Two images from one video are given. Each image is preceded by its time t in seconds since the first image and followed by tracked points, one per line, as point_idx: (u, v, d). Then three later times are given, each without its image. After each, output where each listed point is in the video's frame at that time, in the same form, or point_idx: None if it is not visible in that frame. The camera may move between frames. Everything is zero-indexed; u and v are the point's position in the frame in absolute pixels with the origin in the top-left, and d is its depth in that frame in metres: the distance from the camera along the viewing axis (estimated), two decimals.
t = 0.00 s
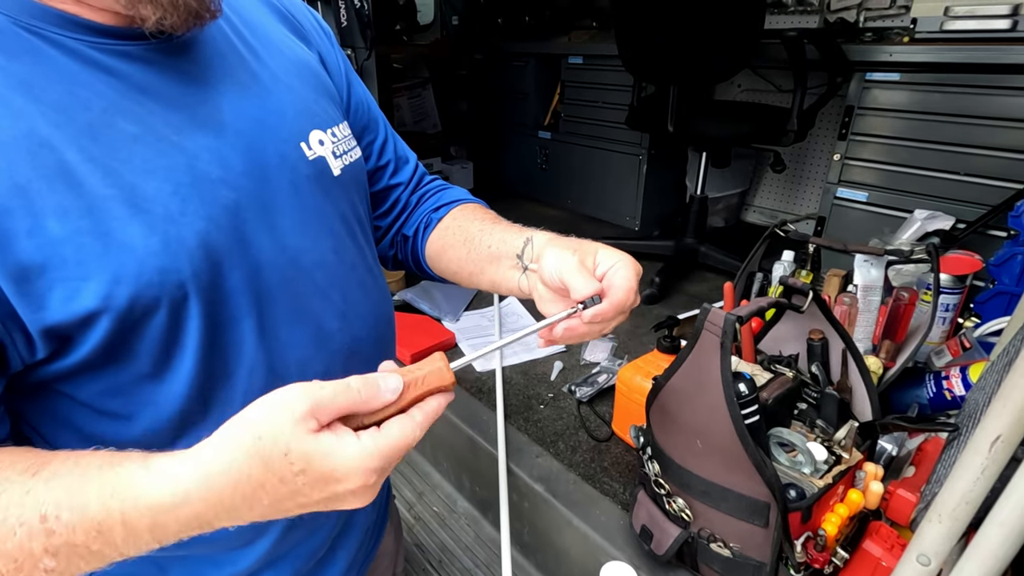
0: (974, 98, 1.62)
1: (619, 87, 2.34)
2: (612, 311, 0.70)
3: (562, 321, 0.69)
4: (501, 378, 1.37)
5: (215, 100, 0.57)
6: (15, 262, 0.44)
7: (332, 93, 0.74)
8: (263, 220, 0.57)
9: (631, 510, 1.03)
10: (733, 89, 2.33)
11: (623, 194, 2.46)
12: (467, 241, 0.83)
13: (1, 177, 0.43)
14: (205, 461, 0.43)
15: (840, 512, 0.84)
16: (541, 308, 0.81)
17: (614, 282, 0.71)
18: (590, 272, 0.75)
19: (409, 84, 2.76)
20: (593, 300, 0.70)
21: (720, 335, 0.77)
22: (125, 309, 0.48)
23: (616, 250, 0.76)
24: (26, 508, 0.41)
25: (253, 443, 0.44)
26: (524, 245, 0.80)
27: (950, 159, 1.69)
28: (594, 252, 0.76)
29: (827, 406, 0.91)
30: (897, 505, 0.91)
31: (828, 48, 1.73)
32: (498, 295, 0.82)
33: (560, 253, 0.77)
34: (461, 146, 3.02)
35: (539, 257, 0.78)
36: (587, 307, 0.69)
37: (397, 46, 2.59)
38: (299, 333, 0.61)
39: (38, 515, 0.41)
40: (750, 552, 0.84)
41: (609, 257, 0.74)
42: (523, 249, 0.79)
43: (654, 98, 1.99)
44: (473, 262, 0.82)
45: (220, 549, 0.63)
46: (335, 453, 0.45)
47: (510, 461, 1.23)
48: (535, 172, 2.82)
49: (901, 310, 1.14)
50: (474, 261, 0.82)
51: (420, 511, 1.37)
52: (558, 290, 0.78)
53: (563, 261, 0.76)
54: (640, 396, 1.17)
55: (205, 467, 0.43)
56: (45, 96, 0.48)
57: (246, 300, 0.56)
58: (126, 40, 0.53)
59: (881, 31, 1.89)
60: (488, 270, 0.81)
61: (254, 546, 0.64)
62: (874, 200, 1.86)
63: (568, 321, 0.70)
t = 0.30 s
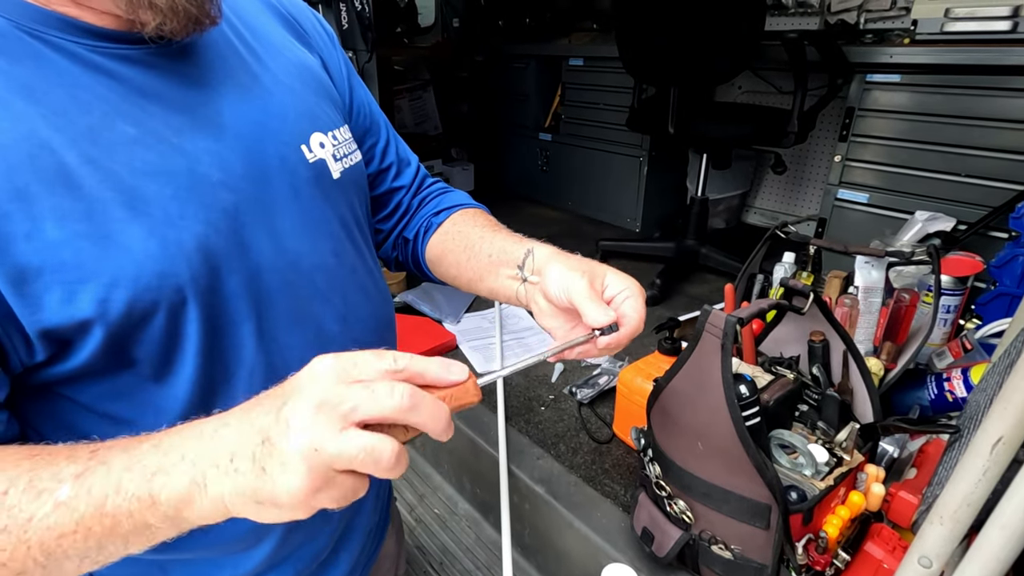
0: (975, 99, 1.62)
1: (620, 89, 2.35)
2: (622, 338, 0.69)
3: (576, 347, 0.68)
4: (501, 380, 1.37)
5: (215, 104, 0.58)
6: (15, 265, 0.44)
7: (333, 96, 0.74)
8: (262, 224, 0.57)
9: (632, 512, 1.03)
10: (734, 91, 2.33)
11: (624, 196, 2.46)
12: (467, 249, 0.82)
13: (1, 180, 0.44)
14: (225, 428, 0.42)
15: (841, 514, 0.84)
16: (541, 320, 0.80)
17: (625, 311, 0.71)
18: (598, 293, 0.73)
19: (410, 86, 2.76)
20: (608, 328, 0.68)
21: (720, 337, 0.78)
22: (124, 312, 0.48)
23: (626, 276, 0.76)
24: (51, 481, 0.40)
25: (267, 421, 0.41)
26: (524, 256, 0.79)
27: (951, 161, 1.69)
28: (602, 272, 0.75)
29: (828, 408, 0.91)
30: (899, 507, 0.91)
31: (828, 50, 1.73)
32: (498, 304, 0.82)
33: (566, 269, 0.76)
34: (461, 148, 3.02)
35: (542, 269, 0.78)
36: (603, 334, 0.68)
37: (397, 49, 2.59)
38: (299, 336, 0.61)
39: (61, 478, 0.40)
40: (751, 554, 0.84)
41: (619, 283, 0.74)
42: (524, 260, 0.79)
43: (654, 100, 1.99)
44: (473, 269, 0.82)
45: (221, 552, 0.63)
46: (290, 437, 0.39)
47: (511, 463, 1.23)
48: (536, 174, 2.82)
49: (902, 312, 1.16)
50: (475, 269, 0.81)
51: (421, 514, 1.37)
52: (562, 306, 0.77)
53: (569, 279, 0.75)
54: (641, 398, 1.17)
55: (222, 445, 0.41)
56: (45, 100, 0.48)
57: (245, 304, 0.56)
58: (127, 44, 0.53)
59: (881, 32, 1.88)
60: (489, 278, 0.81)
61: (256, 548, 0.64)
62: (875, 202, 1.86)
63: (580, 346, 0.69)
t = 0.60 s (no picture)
0: (977, 101, 1.62)
1: (621, 90, 2.35)
2: (615, 330, 0.69)
3: (568, 340, 0.68)
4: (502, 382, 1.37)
5: (220, 105, 0.58)
6: (21, 265, 0.44)
7: (336, 98, 0.74)
8: (266, 225, 0.57)
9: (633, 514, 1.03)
10: (735, 92, 2.33)
11: (625, 197, 2.46)
12: (466, 247, 0.83)
13: (7, 180, 0.44)
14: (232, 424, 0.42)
15: (843, 516, 0.84)
16: (541, 316, 0.80)
17: (619, 301, 0.71)
18: (592, 286, 0.74)
19: (411, 88, 2.77)
20: (601, 320, 0.69)
21: (721, 338, 0.77)
22: (129, 312, 0.48)
23: (619, 265, 0.76)
24: (54, 481, 0.39)
25: (272, 422, 0.41)
26: (521, 252, 0.79)
27: (952, 162, 1.69)
28: (596, 264, 0.75)
29: (829, 409, 0.90)
30: (901, 508, 0.91)
31: (829, 52, 1.73)
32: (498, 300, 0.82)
33: (561, 264, 0.76)
34: (463, 150, 3.03)
35: (538, 265, 0.78)
36: (595, 326, 0.68)
37: (398, 51, 2.68)
38: (302, 337, 0.61)
39: (64, 477, 0.40)
40: (753, 556, 0.84)
41: (611, 273, 0.74)
42: (521, 256, 0.79)
43: (655, 101, 2.00)
44: (471, 266, 0.82)
45: (222, 554, 0.63)
46: (291, 441, 0.39)
47: (513, 465, 1.23)
48: (537, 175, 2.83)
49: (904, 312, 1.17)
50: (473, 266, 0.82)
51: (422, 515, 1.38)
52: (558, 300, 0.77)
53: (564, 273, 0.75)
54: (642, 399, 1.17)
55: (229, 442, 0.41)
56: (51, 100, 0.48)
57: (249, 305, 0.56)
58: (132, 46, 0.53)
59: (882, 34, 1.89)
60: (487, 275, 0.81)
61: (256, 549, 0.64)
62: (876, 203, 1.86)
63: (574, 339, 0.69)
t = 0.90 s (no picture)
0: (978, 102, 1.62)
1: (622, 92, 2.35)
2: (620, 337, 0.70)
3: (574, 347, 0.69)
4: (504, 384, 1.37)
5: (225, 105, 0.58)
6: (23, 265, 0.44)
7: (340, 100, 0.74)
8: (270, 225, 0.58)
9: (635, 516, 1.03)
10: (736, 94, 2.33)
11: (626, 199, 2.46)
12: (468, 251, 0.83)
13: (9, 181, 0.44)
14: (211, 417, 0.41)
15: (844, 518, 0.84)
16: (541, 322, 0.80)
17: (622, 308, 0.71)
18: (594, 293, 0.74)
19: (411, 91, 2.78)
20: (605, 327, 0.69)
21: (722, 340, 0.78)
22: (130, 312, 0.48)
23: (620, 271, 0.76)
24: (26, 492, 0.39)
25: (266, 413, 0.41)
26: (523, 258, 0.80)
27: (953, 164, 1.69)
28: (599, 272, 0.76)
29: (830, 411, 0.89)
30: (902, 510, 0.92)
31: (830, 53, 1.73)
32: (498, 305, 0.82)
33: (564, 271, 0.76)
34: (464, 152, 3.03)
35: (540, 271, 0.78)
36: (599, 333, 0.69)
37: (398, 53, 2.64)
38: (306, 337, 0.61)
39: (35, 487, 0.39)
40: (754, 558, 0.84)
41: (613, 280, 0.75)
42: (522, 262, 0.79)
43: (656, 103, 2.00)
44: (473, 272, 0.82)
45: (224, 556, 0.63)
46: (311, 427, 0.40)
47: (514, 467, 1.23)
48: (538, 177, 2.83)
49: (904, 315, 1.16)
50: (475, 272, 0.82)
51: (424, 517, 1.38)
52: (560, 307, 0.77)
53: (566, 280, 0.75)
54: (643, 401, 1.17)
55: (215, 437, 0.40)
56: (55, 101, 0.48)
57: (252, 305, 0.56)
58: (135, 47, 0.54)
59: (882, 36, 1.89)
60: (489, 281, 0.81)
61: (258, 551, 0.64)
62: (877, 205, 1.86)
63: (579, 346, 0.69)
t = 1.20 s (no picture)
0: (979, 104, 1.62)
1: (622, 94, 2.36)
2: (617, 335, 0.69)
3: (569, 346, 0.69)
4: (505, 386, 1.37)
5: (229, 105, 0.58)
6: (26, 264, 0.44)
7: (343, 101, 0.74)
8: (273, 224, 0.58)
9: (636, 518, 1.03)
10: (737, 96, 2.34)
11: (627, 201, 2.46)
12: (470, 253, 0.83)
13: (12, 180, 0.44)
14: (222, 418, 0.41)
15: (846, 520, 0.84)
16: (543, 323, 0.80)
17: (620, 307, 0.71)
18: (592, 292, 0.74)
19: (412, 93, 2.79)
20: (600, 325, 0.69)
21: (723, 342, 0.78)
22: (133, 311, 0.48)
23: (619, 271, 0.76)
24: (41, 494, 0.39)
25: (275, 422, 0.40)
26: (524, 259, 0.80)
27: (955, 165, 1.69)
28: (598, 271, 0.75)
29: (832, 413, 0.90)
30: (904, 512, 0.93)
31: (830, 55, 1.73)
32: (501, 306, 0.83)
33: (563, 270, 0.76)
34: (465, 154, 3.04)
35: (540, 272, 0.78)
36: (595, 331, 0.69)
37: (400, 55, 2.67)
38: (308, 336, 0.61)
39: (50, 490, 0.39)
40: (756, 560, 0.84)
41: (613, 279, 0.74)
42: (523, 263, 0.79)
43: (656, 105, 2.00)
44: (476, 272, 0.82)
45: (224, 558, 0.63)
46: (318, 445, 0.40)
47: (515, 469, 1.23)
48: (539, 179, 2.83)
49: (906, 317, 1.16)
50: (477, 272, 0.82)
51: (425, 519, 1.38)
52: (560, 307, 0.77)
53: (565, 280, 0.75)
54: (644, 403, 1.17)
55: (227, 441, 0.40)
56: (60, 101, 0.48)
57: (255, 305, 0.56)
58: (139, 47, 0.54)
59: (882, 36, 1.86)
60: (490, 281, 0.81)
61: (259, 552, 0.64)
62: (878, 206, 1.86)
63: (574, 344, 0.70)
